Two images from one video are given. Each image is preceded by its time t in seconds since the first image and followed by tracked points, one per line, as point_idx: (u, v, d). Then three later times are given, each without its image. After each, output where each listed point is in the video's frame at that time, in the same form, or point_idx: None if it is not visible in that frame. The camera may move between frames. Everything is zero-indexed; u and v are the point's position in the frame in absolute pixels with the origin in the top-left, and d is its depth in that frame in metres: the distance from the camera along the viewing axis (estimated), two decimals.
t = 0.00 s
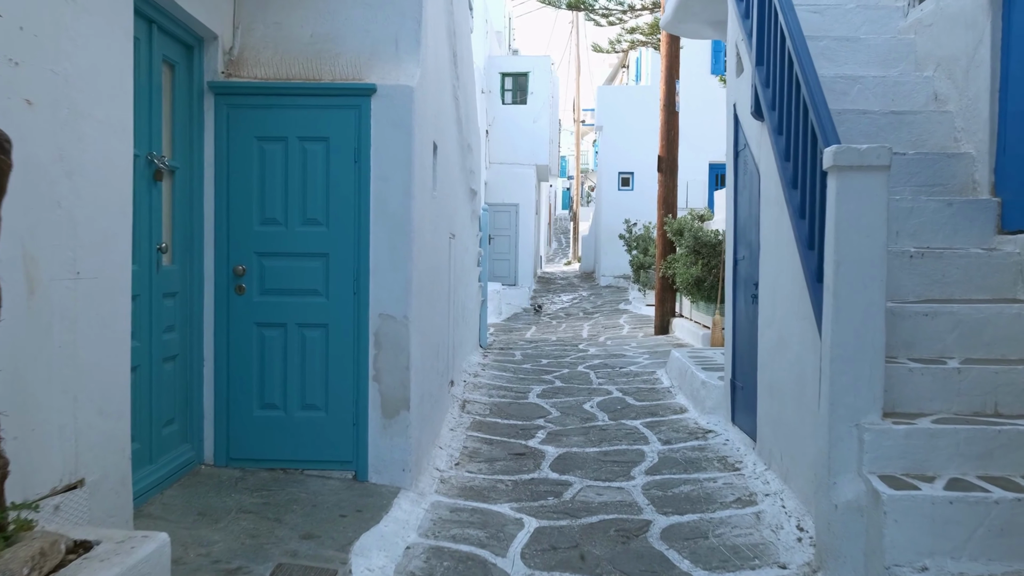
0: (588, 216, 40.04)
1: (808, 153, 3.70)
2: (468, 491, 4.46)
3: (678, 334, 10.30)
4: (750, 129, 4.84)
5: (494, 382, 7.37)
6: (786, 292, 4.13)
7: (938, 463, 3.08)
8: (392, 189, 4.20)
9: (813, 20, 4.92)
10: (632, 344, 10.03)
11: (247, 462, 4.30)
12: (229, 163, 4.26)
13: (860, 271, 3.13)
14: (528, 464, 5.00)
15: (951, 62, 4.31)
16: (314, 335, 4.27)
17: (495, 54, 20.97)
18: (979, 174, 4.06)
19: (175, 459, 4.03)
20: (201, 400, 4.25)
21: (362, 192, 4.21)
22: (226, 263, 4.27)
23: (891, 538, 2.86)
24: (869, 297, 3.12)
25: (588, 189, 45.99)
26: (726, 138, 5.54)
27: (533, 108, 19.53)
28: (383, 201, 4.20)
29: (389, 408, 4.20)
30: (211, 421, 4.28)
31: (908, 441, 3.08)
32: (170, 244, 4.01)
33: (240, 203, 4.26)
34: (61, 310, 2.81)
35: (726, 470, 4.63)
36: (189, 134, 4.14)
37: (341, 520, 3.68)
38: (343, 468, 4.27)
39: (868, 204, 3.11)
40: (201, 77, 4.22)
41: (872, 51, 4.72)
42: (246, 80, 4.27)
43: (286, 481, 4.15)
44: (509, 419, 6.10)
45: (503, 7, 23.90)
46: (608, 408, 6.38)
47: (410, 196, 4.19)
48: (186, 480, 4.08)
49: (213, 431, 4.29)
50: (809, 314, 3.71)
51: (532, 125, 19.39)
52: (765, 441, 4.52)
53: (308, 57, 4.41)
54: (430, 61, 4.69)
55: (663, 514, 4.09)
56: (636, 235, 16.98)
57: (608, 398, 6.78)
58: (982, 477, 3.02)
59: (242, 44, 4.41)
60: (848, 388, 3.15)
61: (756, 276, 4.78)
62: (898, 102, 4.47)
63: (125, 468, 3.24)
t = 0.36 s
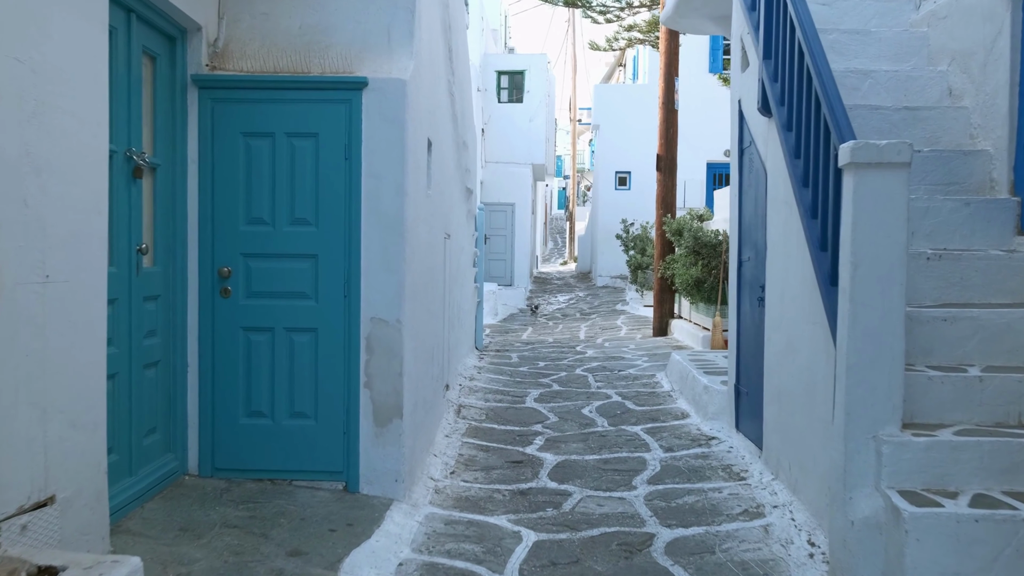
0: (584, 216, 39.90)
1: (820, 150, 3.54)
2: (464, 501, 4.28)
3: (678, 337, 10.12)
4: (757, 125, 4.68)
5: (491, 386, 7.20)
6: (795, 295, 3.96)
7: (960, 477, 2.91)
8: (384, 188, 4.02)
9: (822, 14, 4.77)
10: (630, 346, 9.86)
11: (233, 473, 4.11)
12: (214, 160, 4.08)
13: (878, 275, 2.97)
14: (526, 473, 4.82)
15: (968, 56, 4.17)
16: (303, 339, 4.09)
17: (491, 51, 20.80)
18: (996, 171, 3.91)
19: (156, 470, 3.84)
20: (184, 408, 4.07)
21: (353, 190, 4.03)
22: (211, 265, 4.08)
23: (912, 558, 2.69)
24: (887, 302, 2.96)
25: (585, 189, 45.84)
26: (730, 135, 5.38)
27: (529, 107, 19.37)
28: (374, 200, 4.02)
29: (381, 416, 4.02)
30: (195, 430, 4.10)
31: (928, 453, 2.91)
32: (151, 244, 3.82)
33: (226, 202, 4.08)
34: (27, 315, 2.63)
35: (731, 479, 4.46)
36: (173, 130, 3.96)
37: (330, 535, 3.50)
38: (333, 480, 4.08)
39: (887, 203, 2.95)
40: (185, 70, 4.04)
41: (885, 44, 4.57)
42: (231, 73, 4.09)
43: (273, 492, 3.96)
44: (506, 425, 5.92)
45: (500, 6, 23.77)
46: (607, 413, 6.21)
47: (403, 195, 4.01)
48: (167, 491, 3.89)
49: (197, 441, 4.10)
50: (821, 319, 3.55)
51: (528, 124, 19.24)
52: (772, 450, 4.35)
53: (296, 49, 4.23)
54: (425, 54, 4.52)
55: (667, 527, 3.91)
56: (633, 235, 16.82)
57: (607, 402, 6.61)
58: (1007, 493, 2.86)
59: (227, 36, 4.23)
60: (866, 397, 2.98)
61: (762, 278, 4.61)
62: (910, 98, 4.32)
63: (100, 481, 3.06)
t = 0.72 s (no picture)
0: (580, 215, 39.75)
1: (833, 148, 3.39)
2: (459, 513, 4.11)
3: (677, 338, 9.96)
4: (763, 122, 4.52)
5: (486, 390, 7.03)
6: (804, 298, 3.80)
7: (983, 492, 2.76)
8: (375, 187, 3.85)
9: (829, 6, 4.61)
10: (628, 347, 9.71)
11: (217, 484, 3.93)
12: (198, 158, 3.90)
13: (897, 278, 2.81)
14: (524, 482, 4.66)
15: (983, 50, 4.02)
16: (291, 345, 3.92)
17: (487, 49, 20.61)
18: (1012, 170, 3.76)
19: (137, 482, 3.67)
20: (167, 417, 3.89)
21: (343, 190, 3.86)
22: (194, 267, 3.90)
23: None
24: (906, 307, 2.81)
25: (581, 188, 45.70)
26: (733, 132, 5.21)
27: (525, 106, 19.20)
28: (365, 199, 3.85)
29: (372, 425, 3.85)
30: (178, 439, 3.92)
31: (949, 467, 2.76)
32: (131, 246, 3.64)
33: (210, 202, 3.90)
34: None
35: (736, 489, 4.30)
36: (154, 126, 3.78)
37: (319, 552, 3.33)
38: (322, 492, 3.91)
39: (905, 203, 2.80)
40: (167, 64, 3.86)
41: (894, 37, 4.41)
42: (216, 67, 3.91)
43: (259, 505, 3.79)
44: (502, 431, 5.75)
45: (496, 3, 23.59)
46: (605, 418, 6.04)
47: (396, 194, 3.84)
48: (149, 504, 3.72)
49: (180, 451, 3.93)
50: (834, 323, 3.39)
51: (524, 122, 18.95)
52: (779, 458, 4.19)
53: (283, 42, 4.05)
54: (417, 47, 4.34)
55: (671, 540, 3.75)
56: (629, 235, 16.67)
57: (606, 407, 6.44)
58: None
59: (212, 28, 4.05)
60: (883, 408, 2.83)
61: (768, 280, 4.45)
62: (922, 94, 4.16)
63: (73, 498, 2.88)
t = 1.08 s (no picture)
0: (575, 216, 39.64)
1: (846, 145, 3.24)
2: (454, 525, 3.95)
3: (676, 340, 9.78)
4: (769, 119, 4.36)
5: (482, 394, 6.86)
6: (814, 302, 3.65)
7: (1009, 508, 2.63)
8: (367, 186, 3.68)
9: None
10: (626, 350, 9.55)
11: (201, 496, 3.76)
12: (181, 155, 3.73)
13: (918, 282, 2.66)
14: (521, 491, 4.49)
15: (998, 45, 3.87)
16: (278, 351, 3.75)
17: (482, 49, 20.44)
18: None
19: (116, 495, 3.49)
20: (148, 425, 3.72)
21: (333, 188, 3.69)
22: (177, 269, 3.73)
23: None
24: (927, 312, 2.65)
25: (576, 188, 45.58)
26: (737, 130, 5.06)
27: (521, 106, 19.04)
28: (356, 198, 3.69)
29: (363, 434, 3.68)
30: (160, 449, 3.75)
31: (974, 482, 2.62)
32: (110, 247, 3.47)
33: (194, 201, 3.73)
34: None
35: (742, 500, 4.15)
36: (135, 121, 3.61)
37: (308, 569, 3.17)
38: (311, 504, 3.74)
39: (927, 201, 2.64)
40: (148, 56, 3.68)
41: (904, 32, 4.26)
42: (200, 59, 3.74)
43: (245, 518, 3.62)
44: (499, 437, 5.59)
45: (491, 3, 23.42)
46: (605, 424, 5.89)
47: (388, 193, 3.68)
48: (129, 518, 3.55)
49: (163, 461, 3.76)
50: (847, 329, 3.24)
51: (519, 123, 18.87)
52: (787, 468, 4.04)
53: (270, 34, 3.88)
54: (410, 40, 4.17)
55: (676, 555, 3.60)
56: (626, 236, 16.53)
57: (604, 412, 6.28)
58: None
59: (196, 20, 3.87)
60: (903, 419, 2.67)
61: (775, 282, 4.29)
62: (934, 90, 4.02)
63: (45, 516, 2.71)
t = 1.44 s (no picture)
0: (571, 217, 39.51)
1: (861, 140, 3.09)
2: (449, 537, 3.79)
3: (676, 342, 9.61)
4: (776, 114, 4.21)
5: (478, 399, 6.70)
6: (824, 304, 3.50)
7: None
8: (357, 183, 3.52)
9: None
10: (624, 352, 9.40)
11: (183, 508, 3.59)
12: (162, 151, 3.56)
13: (940, 283, 2.50)
14: (519, 501, 4.33)
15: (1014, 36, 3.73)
16: (264, 355, 3.58)
17: (477, 48, 20.28)
18: None
19: (92, 508, 3.31)
20: (127, 434, 3.54)
21: (321, 186, 3.53)
22: (158, 271, 3.56)
23: None
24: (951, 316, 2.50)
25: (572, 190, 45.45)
26: (740, 126, 4.90)
27: (517, 106, 18.87)
28: (346, 196, 3.52)
29: (353, 443, 3.52)
30: (141, 459, 3.58)
31: (1001, 497, 2.48)
32: (86, 247, 3.29)
33: (176, 198, 3.56)
34: None
35: (749, 510, 3.99)
36: (113, 115, 3.44)
37: None
38: (298, 517, 3.57)
39: (951, 199, 2.49)
40: (127, 47, 3.51)
41: (916, 24, 4.12)
42: (182, 51, 3.57)
43: (229, 531, 3.45)
44: (495, 444, 5.42)
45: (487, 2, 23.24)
46: (604, 430, 5.72)
47: (379, 190, 3.51)
48: (106, 532, 3.37)
49: (142, 472, 3.58)
50: (862, 333, 3.08)
51: (515, 123, 18.70)
52: (795, 477, 3.89)
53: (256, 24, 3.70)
54: (403, 31, 4.00)
55: (680, 569, 3.43)
56: (623, 237, 16.38)
57: (604, 417, 6.12)
58: None
59: (178, 10, 3.69)
60: (925, 429, 2.52)
61: (782, 284, 4.13)
62: (947, 83, 3.88)
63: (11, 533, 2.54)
